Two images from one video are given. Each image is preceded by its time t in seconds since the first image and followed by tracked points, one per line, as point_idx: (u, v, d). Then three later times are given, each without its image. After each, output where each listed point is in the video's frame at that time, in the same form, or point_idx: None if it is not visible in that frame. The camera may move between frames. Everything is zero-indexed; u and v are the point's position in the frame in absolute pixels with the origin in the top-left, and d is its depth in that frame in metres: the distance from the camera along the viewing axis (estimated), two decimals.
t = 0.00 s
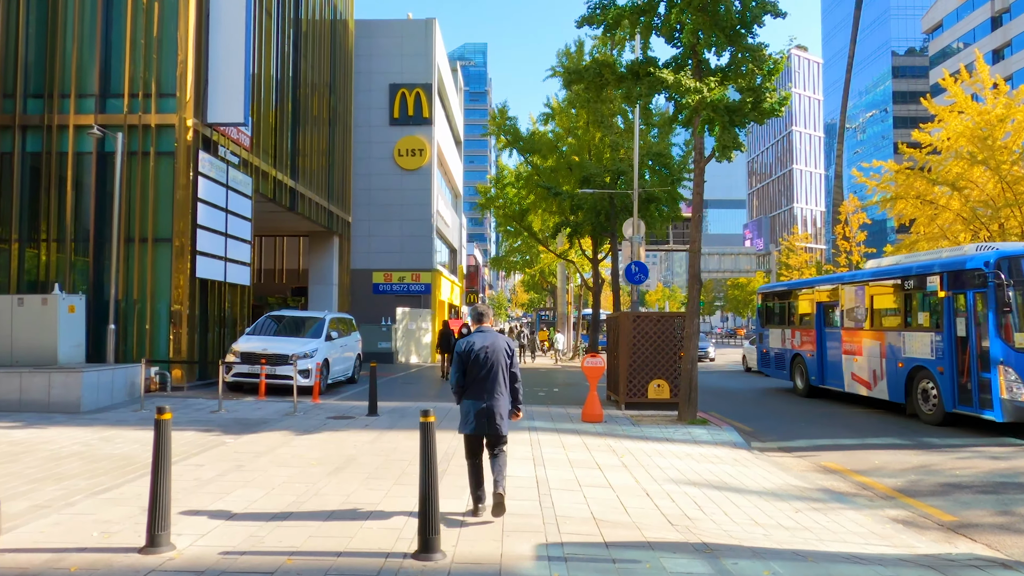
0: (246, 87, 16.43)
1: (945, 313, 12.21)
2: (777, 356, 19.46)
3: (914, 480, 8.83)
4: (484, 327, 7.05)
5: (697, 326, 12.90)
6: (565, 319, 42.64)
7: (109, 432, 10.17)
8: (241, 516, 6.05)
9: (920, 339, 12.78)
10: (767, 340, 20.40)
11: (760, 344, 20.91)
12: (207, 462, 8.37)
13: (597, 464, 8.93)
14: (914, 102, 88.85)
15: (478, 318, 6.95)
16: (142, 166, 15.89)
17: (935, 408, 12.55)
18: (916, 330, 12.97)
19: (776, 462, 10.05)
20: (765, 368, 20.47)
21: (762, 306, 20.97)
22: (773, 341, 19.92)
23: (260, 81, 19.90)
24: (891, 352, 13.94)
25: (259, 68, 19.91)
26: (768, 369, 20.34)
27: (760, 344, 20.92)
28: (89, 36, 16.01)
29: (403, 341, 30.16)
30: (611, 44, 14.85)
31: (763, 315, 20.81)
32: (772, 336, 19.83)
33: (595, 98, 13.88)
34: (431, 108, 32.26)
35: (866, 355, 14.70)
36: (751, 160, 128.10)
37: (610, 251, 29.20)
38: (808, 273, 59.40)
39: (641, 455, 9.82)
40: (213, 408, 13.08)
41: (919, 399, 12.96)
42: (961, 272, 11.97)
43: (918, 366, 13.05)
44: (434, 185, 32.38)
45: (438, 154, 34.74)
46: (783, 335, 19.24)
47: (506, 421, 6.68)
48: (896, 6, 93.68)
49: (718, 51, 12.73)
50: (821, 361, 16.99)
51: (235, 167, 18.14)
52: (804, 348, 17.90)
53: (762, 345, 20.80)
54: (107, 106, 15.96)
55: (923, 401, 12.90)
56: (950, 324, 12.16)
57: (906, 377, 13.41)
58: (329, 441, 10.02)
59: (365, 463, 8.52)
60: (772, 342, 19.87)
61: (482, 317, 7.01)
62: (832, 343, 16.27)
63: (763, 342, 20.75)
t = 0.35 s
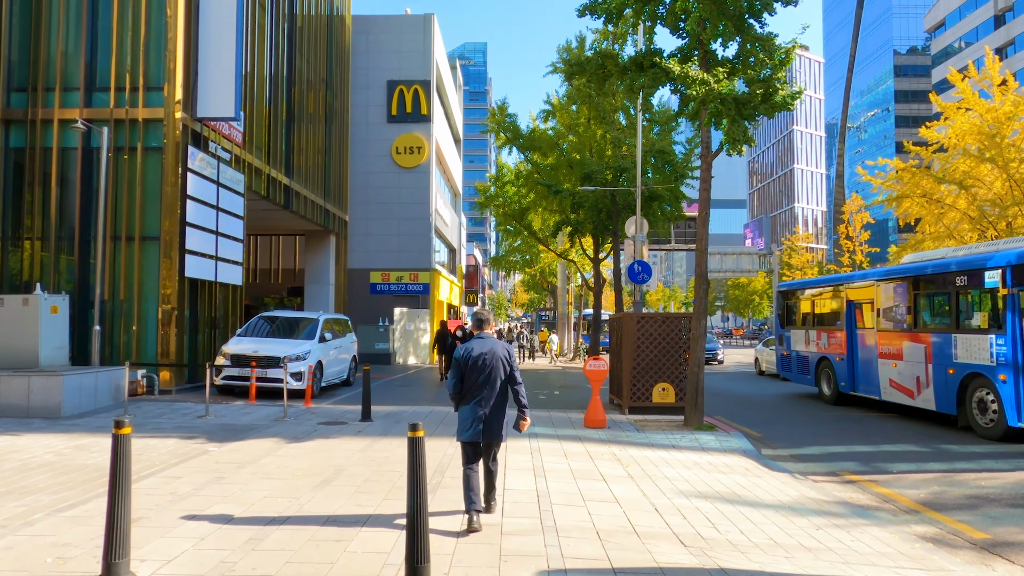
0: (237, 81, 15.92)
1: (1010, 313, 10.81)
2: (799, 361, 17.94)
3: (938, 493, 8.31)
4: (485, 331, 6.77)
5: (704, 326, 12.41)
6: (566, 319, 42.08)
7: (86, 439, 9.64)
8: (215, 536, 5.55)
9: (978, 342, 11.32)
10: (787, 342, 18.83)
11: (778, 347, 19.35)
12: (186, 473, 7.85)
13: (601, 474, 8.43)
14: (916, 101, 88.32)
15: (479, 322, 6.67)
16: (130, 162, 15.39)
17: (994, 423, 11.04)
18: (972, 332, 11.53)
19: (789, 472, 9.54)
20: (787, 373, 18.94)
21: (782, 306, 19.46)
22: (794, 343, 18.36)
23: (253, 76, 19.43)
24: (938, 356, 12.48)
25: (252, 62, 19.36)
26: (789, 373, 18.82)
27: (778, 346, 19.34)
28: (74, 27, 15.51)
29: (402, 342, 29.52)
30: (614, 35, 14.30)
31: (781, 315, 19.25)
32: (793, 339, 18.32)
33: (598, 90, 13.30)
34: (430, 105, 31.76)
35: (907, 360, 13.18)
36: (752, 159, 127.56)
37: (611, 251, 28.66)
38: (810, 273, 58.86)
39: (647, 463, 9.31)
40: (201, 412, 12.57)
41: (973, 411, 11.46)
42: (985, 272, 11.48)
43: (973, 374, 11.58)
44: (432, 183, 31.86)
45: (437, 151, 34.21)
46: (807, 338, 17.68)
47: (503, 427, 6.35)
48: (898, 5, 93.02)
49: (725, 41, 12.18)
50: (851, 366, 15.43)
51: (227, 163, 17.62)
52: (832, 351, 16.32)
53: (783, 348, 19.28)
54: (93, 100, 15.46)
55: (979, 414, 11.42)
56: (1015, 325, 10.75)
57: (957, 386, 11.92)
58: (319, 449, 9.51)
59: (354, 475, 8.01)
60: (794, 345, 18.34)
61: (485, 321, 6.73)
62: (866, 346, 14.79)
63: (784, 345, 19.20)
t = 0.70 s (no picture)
0: (228, 74, 15.44)
1: None
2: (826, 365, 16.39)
3: (965, 506, 7.82)
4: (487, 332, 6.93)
5: (713, 327, 11.92)
6: (566, 319, 41.56)
7: (64, 446, 9.15)
8: (189, 558, 5.07)
9: None
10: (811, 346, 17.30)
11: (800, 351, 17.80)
12: (165, 483, 7.36)
13: (607, 485, 7.95)
14: (917, 100, 87.83)
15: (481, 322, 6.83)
16: (117, 157, 14.89)
17: None
18: None
19: (805, 482, 9.05)
20: (809, 377, 17.41)
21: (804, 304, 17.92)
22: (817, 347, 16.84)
23: (247, 72, 18.96)
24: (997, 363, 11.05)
25: (245, 56, 18.84)
26: (813, 378, 17.29)
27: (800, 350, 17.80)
28: (60, 18, 15.03)
29: (400, 342, 29.26)
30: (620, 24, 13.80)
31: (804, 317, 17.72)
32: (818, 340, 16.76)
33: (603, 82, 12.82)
34: (429, 102, 31.25)
35: (960, 366, 11.73)
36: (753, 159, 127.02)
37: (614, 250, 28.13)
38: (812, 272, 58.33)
39: (655, 472, 8.82)
40: (189, 416, 12.07)
41: None
42: (1007, 271, 11.10)
43: None
44: (431, 181, 31.36)
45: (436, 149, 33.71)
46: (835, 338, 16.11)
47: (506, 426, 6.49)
48: (901, 4, 92.42)
49: (735, 31, 11.67)
50: (888, 371, 13.94)
51: (219, 158, 17.12)
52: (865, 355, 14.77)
53: (804, 350, 17.75)
54: (80, 93, 14.98)
55: None
56: None
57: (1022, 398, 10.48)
58: (310, 457, 9.01)
59: (345, 485, 7.52)
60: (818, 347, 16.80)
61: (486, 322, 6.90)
62: (908, 351, 13.29)
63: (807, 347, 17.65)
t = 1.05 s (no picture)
0: (217, 65, 14.96)
1: None
2: (855, 366, 15.19)
3: (993, 514, 7.33)
4: (478, 331, 6.85)
5: (719, 326, 11.43)
6: (566, 319, 41.04)
7: (35, 452, 8.64)
8: None
9: None
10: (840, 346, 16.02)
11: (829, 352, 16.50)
12: (136, 492, 6.86)
13: (612, 493, 7.46)
14: (919, 98, 87.31)
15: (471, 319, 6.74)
16: (101, 151, 14.41)
17: None
18: None
19: (819, 488, 8.54)
20: (836, 380, 16.19)
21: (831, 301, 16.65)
22: (848, 347, 15.57)
23: (238, 65, 18.47)
24: None
25: (236, 49, 18.34)
26: (839, 380, 16.08)
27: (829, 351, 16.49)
28: (43, 8, 14.56)
29: (397, 343, 28.66)
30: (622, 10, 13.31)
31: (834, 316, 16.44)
32: (847, 339, 15.53)
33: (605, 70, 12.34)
34: (426, 98, 30.70)
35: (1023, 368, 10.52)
36: (753, 158, 126.52)
37: (615, 248, 27.64)
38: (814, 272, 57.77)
39: (661, 478, 8.34)
40: (173, 420, 11.56)
41: None
42: None
43: None
44: (429, 178, 30.86)
45: (434, 146, 33.22)
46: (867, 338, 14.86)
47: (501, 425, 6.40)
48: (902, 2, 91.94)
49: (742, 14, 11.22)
50: (932, 374, 12.68)
51: (208, 153, 16.61)
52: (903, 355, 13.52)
53: (831, 351, 16.51)
54: (63, 85, 14.50)
55: None
56: None
57: None
58: (296, 463, 8.53)
59: (329, 493, 7.01)
60: (848, 347, 15.56)
61: (477, 319, 6.82)
62: (957, 352, 12.05)
63: (834, 347, 16.38)
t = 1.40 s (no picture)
0: (206, 54, 14.45)
1: None
2: (892, 370, 13.94)
3: None
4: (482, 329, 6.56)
5: (729, 325, 10.91)
6: (567, 318, 40.51)
7: (4, 459, 8.10)
8: None
9: None
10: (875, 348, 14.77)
11: (861, 355, 15.26)
12: (105, 503, 6.33)
13: (619, 504, 6.94)
14: (921, 98, 86.80)
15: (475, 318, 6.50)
16: (86, 142, 13.89)
17: None
18: None
19: (840, 498, 8.02)
20: (870, 386, 14.93)
21: (865, 301, 15.36)
22: (884, 349, 14.31)
23: (230, 57, 17.91)
24: None
25: (227, 40, 17.77)
26: (873, 386, 14.84)
27: (862, 354, 15.25)
28: None
29: (395, 342, 28.45)
30: None
31: (866, 316, 15.22)
32: (885, 341, 14.22)
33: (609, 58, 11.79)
34: (425, 93, 30.16)
35: None
36: (754, 158, 126.02)
37: (617, 247, 27.10)
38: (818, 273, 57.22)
39: (670, 487, 7.83)
40: (156, 423, 11.02)
41: None
42: None
43: None
44: (428, 175, 30.32)
45: (433, 143, 32.70)
46: (908, 339, 13.59)
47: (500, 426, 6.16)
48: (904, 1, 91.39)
49: None
50: (988, 380, 11.34)
51: (198, 147, 16.08)
52: (952, 359, 12.21)
53: (866, 355, 15.20)
54: (45, 74, 13.98)
55: None
56: None
57: None
58: (281, 470, 7.99)
59: (314, 505, 6.48)
60: (885, 349, 14.28)
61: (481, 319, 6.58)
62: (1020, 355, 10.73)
63: (869, 349, 15.11)
